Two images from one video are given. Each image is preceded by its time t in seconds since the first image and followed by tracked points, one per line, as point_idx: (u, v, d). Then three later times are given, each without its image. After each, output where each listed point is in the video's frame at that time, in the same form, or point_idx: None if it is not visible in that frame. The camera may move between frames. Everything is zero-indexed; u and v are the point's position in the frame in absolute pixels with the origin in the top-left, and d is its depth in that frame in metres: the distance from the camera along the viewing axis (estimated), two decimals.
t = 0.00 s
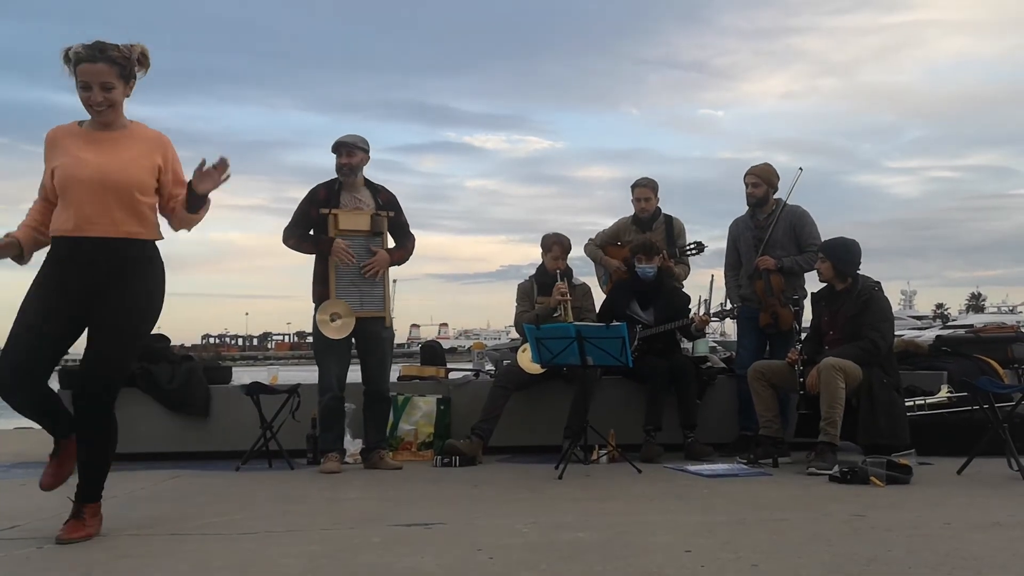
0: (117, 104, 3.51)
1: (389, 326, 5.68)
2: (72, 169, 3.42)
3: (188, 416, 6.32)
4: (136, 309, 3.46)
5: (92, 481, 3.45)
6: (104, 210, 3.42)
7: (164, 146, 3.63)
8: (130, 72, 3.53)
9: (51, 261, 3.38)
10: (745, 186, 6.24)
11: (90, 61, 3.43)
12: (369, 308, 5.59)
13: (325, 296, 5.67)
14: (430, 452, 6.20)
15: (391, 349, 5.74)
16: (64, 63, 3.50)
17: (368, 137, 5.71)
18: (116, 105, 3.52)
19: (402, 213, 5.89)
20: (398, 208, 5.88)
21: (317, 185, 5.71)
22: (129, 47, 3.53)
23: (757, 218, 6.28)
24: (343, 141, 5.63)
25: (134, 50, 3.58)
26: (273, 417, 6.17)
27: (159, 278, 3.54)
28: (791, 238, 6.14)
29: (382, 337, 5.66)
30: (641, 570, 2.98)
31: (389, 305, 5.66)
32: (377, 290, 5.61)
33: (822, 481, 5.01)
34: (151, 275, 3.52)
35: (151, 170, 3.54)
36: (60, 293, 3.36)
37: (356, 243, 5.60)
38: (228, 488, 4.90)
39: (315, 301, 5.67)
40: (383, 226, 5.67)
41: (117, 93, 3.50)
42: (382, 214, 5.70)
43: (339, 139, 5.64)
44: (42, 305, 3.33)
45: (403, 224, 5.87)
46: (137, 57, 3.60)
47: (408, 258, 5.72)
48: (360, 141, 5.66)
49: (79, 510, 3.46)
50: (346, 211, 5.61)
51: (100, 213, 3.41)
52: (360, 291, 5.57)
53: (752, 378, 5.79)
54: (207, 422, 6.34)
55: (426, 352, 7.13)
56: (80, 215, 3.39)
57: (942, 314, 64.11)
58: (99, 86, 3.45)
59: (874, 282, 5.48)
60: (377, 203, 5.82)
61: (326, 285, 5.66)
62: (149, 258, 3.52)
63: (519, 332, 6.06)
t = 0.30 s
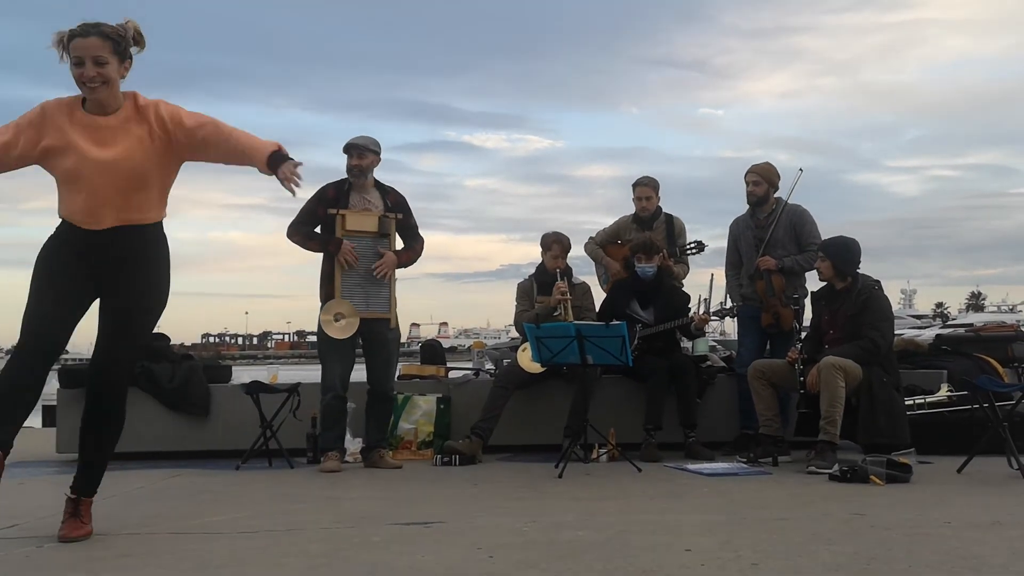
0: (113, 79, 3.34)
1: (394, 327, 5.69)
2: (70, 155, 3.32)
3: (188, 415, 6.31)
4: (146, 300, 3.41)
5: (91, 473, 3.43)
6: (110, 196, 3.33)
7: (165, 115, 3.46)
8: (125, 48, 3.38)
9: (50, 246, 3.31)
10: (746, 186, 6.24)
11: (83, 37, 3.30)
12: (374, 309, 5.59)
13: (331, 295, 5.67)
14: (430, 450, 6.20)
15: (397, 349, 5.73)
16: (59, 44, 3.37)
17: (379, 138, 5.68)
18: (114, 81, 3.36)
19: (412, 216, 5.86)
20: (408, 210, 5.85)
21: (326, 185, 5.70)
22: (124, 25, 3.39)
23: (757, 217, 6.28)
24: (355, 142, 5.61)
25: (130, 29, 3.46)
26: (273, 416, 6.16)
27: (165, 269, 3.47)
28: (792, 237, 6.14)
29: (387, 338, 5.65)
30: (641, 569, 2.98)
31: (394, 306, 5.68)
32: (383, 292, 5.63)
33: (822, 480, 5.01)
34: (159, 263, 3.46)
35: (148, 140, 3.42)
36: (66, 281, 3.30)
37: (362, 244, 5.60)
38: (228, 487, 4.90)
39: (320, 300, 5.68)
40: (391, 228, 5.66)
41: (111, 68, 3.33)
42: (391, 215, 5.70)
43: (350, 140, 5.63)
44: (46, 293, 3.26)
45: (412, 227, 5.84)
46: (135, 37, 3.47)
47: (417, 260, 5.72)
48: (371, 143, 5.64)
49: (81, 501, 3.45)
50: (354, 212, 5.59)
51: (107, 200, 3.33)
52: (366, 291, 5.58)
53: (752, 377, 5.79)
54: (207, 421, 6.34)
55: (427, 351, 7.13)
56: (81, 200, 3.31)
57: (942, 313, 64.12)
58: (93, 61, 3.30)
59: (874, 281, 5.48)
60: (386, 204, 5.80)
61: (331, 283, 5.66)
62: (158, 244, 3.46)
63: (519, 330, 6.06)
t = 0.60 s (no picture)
0: (123, 97, 3.28)
1: (399, 326, 5.66)
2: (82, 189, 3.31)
3: (188, 415, 6.31)
4: (171, 323, 3.40)
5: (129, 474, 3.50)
6: (118, 226, 3.31)
7: (167, 138, 3.36)
8: (134, 67, 3.32)
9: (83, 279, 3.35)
10: (748, 185, 6.23)
11: (93, 52, 3.24)
12: (378, 307, 5.59)
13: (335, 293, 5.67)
14: (430, 450, 6.19)
15: (400, 347, 5.70)
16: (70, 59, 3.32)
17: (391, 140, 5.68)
18: (124, 98, 3.30)
19: (421, 215, 5.85)
20: (416, 210, 5.85)
21: (336, 181, 5.70)
22: (135, 41, 3.33)
23: (758, 216, 6.28)
24: (366, 142, 5.62)
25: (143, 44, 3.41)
26: (274, 415, 6.17)
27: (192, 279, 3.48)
28: (793, 236, 6.13)
29: (391, 337, 5.62)
30: (643, 568, 2.98)
31: (398, 306, 5.68)
32: (388, 290, 5.63)
33: (822, 479, 5.01)
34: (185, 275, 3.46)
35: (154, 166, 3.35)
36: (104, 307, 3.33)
37: (370, 242, 5.60)
38: (228, 486, 4.90)
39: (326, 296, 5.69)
40: (398, 227, 5.66)
41: (120, 85, 3.28)
42: (399, 215, 5.69)
43: (362, 140, 5.63)
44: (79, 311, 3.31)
45: (421, 226, 5.83)
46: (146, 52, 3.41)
47: (422, 261, 5.71)
48: (383, 144, 5.64)
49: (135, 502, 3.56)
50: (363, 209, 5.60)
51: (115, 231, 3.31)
52: (371, 290, 5.58)
53: (752, 376, 5.79)
54: (207, 420, 6.34)
55: (427, 350, 7.13)
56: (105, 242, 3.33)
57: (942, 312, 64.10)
58: (104, 78, 3.25)
59: (875, 280, 5.49)
60: (394, 204, 5.80)
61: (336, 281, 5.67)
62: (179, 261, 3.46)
63: (519, 329, 6.06)
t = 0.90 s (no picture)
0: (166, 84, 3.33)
1: (398, 325, 5.66)
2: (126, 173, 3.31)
3: (188, 413, 6.31)
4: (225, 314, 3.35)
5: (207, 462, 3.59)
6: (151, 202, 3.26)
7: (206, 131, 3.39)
8: (179, 59, 3.41)
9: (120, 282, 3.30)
10: (748, 184, 6.23)
11: (139, 45, 3.34)
12: (377, 306, 5.58)
13: (335, 292, 5.68)
14: (430, 449, 6.19)
15: (399, 345, 5.69)
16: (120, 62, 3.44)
17: (392, 140, 5.65)
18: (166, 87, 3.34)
19: (422, 214, 5.85)
20: (418, 209, 5.84)
21: (337, 180, 5.71)
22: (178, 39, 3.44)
23: (758, 215, 6.28)
24: (371, 145, 5.60)
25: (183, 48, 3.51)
26: (274, 414, 6.17)
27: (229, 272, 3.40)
28: (793, 235, 6.13)
29: (391, 336, 5.61)
30: (643, 567, 2.98)
31: (398, 305, 5.66)
32: (388, 290, 5.62)
33: (822, 478, 5.01)
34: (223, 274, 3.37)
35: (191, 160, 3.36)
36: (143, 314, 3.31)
37: (369, 241, 5.60)
38: (228, 485, 4.90)
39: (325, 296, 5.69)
40: (398, 226, 5.67)
41: (165, 74, 3.34)
42: (400, 214, 5.70)
43: (366, 141, 5.62)
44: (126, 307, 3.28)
45: (422, 225, 5.83)
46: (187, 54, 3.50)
47: (423, 259, 5.70)
48: (385, 146, 5.63)
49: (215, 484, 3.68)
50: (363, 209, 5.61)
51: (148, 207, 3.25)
52: (371, 289, 5.56)
53: (752, 375, 5.79)
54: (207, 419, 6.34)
55: (426, 349, 7.13)
56: (147, 235, 3.26)
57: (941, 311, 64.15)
58: (149, 65, 3.31)
59: (875, 280, 5.49)
60: (395, 203, 5.80)
61: (336, 280, 5.68)
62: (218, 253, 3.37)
63: (519, 328, 6.07)
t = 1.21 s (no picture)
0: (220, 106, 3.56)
1: (397, 325, 5.66)
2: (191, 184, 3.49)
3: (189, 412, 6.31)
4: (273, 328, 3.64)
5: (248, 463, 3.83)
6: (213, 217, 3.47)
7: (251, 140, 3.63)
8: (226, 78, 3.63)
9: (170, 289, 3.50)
10: (748, 183, 6.23)
11: (188, 70, 3.54)
12: (376, 306, 5.60)
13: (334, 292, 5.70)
14: (430, 448, 6.19)
15: (398, 344, 5.69)
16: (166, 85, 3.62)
17: (390, 140, 5.63)
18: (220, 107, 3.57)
19: (416, 214, 5.87)
20: (413, 209, 5.86)
21: (333, 178, 5.69)
22: (221, 57, 3.64)
23: (758, 214, 6.28)
24: (369, 143, 5.59)
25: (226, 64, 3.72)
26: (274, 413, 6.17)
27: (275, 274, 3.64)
28: (793, 234, 6.13)
29: (390, 335, 5.62)
30: (643, 566, 2.98)
31: (397, 305, 5.67)
32: (386, 290, 5.64)
33: (822, 477, 5.01)
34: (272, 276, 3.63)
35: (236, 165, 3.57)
36: (198, 318, 3.50)
37: (367, 241, 5.63)
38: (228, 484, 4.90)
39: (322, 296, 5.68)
40: (395, 226, 5.67)
41: (217, 96, 3.56)
42: (396, 214, 5.69)
43: (364, 141, 5.62)
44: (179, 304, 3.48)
45: (417, 224, 5.84)
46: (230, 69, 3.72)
47: (419, 259, 5.72)
48: (383, 146, 5.62)
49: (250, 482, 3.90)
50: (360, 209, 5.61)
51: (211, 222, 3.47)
52: (368, 290, 5.59)
53: (752, 374, 5.79)
54: (208, 418, 6.34)
55: (427, 348, 7.13)
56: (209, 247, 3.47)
57: (941, 310, 64.13)
58: (201, 90, 3.53)
59: (876, 278, 5.49)
60: (391, 203, 5.79)
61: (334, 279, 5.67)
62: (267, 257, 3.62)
63: (519, 327, 6.07)
